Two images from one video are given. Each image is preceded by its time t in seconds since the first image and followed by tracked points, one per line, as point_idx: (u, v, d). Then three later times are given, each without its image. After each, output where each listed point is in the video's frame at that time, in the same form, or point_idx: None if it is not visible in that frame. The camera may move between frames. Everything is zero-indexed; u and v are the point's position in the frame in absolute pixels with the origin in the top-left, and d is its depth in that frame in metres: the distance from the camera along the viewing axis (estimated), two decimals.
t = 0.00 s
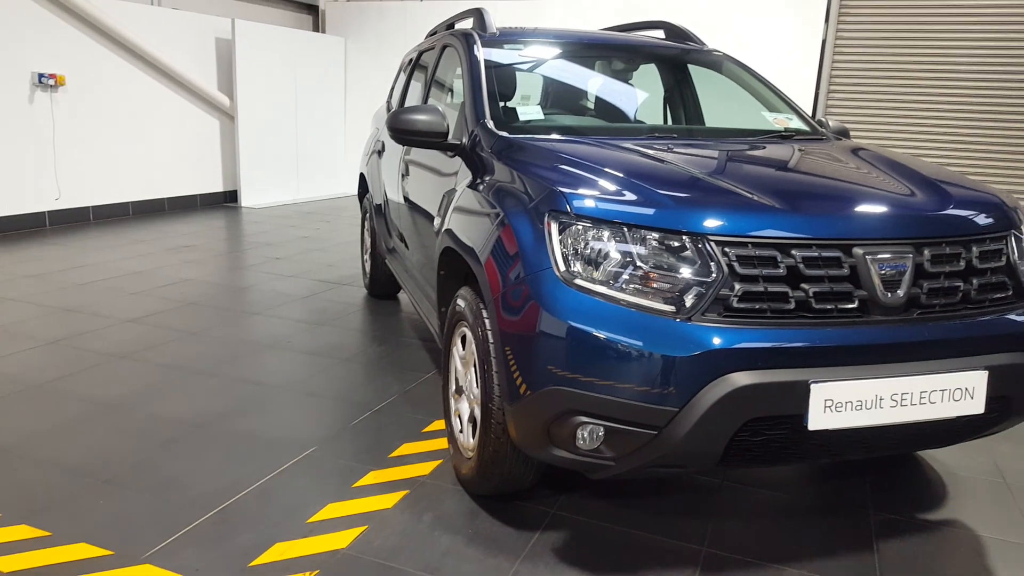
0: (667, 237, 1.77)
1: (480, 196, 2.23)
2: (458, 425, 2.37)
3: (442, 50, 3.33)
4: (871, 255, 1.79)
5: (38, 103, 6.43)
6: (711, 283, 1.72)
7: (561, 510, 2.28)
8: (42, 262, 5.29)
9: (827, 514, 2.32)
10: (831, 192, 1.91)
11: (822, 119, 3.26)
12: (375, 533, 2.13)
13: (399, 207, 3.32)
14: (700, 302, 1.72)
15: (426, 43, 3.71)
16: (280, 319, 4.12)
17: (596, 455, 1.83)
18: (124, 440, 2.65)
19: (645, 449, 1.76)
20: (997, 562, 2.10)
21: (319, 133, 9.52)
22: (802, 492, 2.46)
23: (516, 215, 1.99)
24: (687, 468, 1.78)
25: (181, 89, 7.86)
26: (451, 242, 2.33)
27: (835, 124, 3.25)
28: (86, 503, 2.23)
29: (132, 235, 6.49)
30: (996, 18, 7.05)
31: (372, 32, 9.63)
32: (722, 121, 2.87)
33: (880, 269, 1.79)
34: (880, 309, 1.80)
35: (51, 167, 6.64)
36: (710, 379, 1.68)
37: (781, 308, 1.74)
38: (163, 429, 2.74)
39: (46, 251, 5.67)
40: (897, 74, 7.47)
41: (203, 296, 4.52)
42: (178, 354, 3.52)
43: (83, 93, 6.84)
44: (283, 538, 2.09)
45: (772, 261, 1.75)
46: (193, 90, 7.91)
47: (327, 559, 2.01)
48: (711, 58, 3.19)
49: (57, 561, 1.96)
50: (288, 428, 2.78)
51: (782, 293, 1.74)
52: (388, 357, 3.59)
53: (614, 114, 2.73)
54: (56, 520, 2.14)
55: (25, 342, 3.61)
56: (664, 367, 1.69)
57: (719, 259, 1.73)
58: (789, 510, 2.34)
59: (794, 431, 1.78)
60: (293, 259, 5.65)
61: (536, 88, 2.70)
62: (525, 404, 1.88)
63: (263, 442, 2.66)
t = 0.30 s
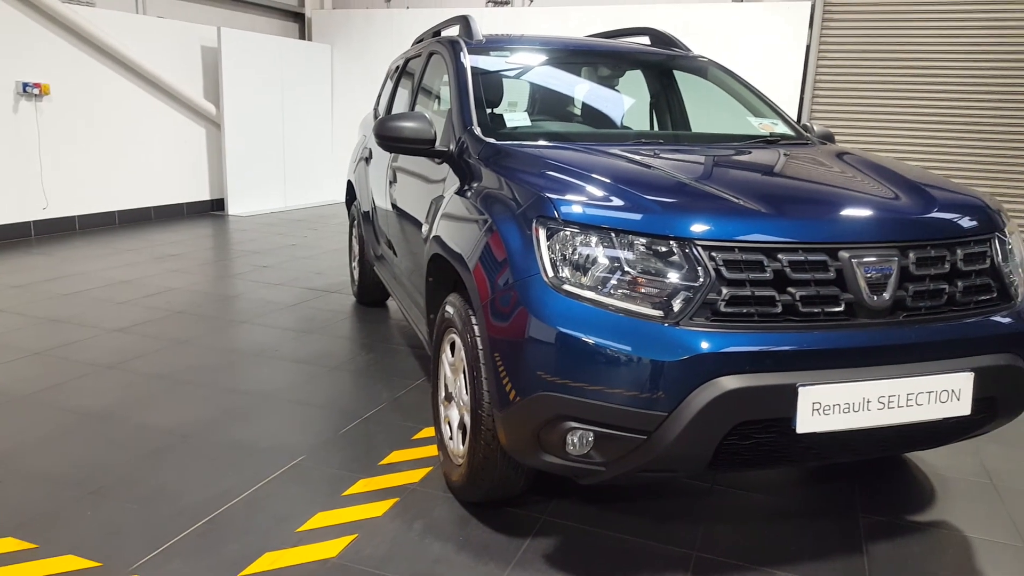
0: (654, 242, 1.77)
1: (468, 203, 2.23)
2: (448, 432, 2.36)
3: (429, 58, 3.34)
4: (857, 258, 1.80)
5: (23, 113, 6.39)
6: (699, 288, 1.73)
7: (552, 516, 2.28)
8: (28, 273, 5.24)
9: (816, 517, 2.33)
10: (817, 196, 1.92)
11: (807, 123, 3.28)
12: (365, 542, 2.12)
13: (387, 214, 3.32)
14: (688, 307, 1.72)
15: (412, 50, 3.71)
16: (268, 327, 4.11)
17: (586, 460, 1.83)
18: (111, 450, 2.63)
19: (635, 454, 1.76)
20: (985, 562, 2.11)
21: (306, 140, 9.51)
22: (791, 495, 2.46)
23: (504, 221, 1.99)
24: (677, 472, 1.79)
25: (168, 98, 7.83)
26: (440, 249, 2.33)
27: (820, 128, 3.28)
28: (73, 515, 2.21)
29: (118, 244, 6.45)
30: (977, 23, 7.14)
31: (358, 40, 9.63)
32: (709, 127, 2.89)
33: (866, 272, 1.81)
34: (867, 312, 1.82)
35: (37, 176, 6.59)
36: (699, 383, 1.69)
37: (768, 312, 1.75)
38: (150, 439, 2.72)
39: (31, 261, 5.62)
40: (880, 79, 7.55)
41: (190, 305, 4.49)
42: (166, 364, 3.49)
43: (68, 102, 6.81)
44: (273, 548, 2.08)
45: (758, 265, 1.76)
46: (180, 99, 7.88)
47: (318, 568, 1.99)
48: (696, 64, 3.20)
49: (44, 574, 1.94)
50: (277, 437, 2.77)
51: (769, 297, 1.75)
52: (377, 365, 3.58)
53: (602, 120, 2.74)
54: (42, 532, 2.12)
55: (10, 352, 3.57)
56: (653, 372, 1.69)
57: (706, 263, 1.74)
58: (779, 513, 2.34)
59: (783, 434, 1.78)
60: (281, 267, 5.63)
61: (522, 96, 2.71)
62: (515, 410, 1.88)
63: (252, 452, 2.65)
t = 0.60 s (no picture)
0: (644, 246, 1.78)
1: (458, 207, 2.23)
2: (439, 437, 2.36)
3: (418, 63, 3.34)
4: (845, 261, 1.81)
5: (11, 119, 6.35)
6: (688, 291, 1.73)
7: (543, 520, 2.28)
8: (16, 279, 5.20)
9: (806, 519, 2.34)
10: (805, 200, 1.94)
11: (795, 127, 3.30)
12: (356, 547, 2.12)
13: (376, 218, 3.31)
14: (678, 310, 1.73)
15: (401, 55, 3.71)
16: (258, 332, 4.09)
17: (576, 464, 1.83)
18: (99, 457, 2.61)
19: (626, 458, 1.77)
20: (974, 562, 2.12)
21: (296, 145, 9.49)
22: (781, 498, 2.47)
23: (494, 226, 1.99)
24: (668, 475, 1.79)
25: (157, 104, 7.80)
26: (430, 254, 2.33)
27: (807, 132, 3.29)
28: (61, 522, 2.19)
29: (107, 250, 6.41)
30: (961, 27, 7.22)
31: (347, 45, 9.63)
32: (697, 131, 2.90)
33: (854, 275, 1.82)
34: (855, 315, 1.83)
35: (25, 182, 6.55)
36: (689, 386, 1.69)
37: (757, 315, 1.76)
38: (139, 445, 2.71)
39: (18, 267, 5.58)
40: (866, 83, 7.61)
41: (179, 311, 4.47)
42: (155, 370, 3.47)
43: (56, 108, 6.77)
44: (263, 554, 2.07)
45: (747, 269, 1.76)
46: (169, 104, 7.86)
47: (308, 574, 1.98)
48: (685, 69, 3.22)
49: None
50: (266, 443, 2.76)
51: (758, 300, 1.76)
52: (367, 370, 3.57)
53: (590, 124, 2.75)
54: (30, 539, 2.10)
55: None
56: (643, 375, 1.69)
57: (695, 267, 1.74)
58: (769, 515, 2.35)
59: (772, 437, 1.79)
60: (270, 272, 5.61)
61: (512, 100, 2.71)
62: (505, 414, 1.88)
63: (241, 458, 2.63)
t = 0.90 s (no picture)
0: (634, 248, 1.78)
1: (449, 210, 2.24)
2: (431, 440, 2.36)
3: (408, 66, 3.34)
4: (834, 262, 1.82)
5: None
6: (678, 292, 1.74)
7: (536, 522, 2.28)
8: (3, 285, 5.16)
9: (798, 519, 2.35)
10: (794, 201, 1.95)
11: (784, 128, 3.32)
12: (349, 552, 2.11)
13: (367, 222, 3.31)
14: (668, 312, 1.73)
15: (391, 58, 3.71)
16: (249, 337, 4.08)
17: (568, 466, 1.83)
18: (89, 464, 2.59)
19: (618, 459, 1.77)
20: (965, 560, 2.14)
21: (285, 149, 9.46)
22: (772, 498, 2.48)
23: (485, 228, 1.99)
24: (660, 476, 1.79)
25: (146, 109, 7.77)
26: (420, 257, 2.33)
27: (796, 134, 3.31)
28: (51, 530, 2.17)
29: (96, 255, 6.37)
30: (947, 29, 7.28)
31: (337, 49, 9.62)
32: (686, 133, 2.91)
33: (843, 276, 1.83)
34: (844, 315, 1.84)
35: (13, 188, 6.51)
36: (680, 387, 1.70)
37: (748, 316, 1.77)
38: (130, 451, 2.69)
39: (6, 273, 5.53)
40: (854, 85, 7.66)
41: (169, 316, 4.45)
42: (145, 375, 3.45)
43: (43, 113, 6.72)
44: (256, 559, 2.06)
45: (737, 269, 1.77)
46: (158, 109, 7.83)
47: None
48: (674, 71, 3.23)
49: None
50: (258, 448, 2.75)
51: (748, 301, 1.76)
52: (358, 373, 3.57)
53: (580, 126, 2.76)
54: (20, 547, 2.08)
55: None
56: (635, 377, 1.70)
57: (685, 268, 1.75)
58: (761, 515, 2.36)
59: (763, 437, 1.80)
60: (261, 276, 5.59)
61: (502, 102, 2.73)
62: (497, 417, 1.88)
63: (233, 463, 2.62)
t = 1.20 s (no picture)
0: (624, 249, 1.79)
1: (439, 214, 2.24)
2: (424, 444, 2.36)
3: (396, 70, 3.34)
4: (822, 261, 1.84)
5: None
6: (669, 293, 1.74)
7: (529, 525, 2.28)
8: None
9: (791, 517, 2.36)
10: (782, 201, 1.96)
11: (772, 129, 3.33)
12: (342, 558, 2.10)
13: (357, 226, 3.31)
14: (659, 312, 1.74)
15: (379, 62, 3.71)
16: (239, 343, 4.06)
17: (562, 468, 1.84)
18: (79, 473, 2.57)
19: (611, 460, 1.77)
20: (956, 556, 2.15)
21: (274, 154, 9.44)
22: (764, 496, 2.49)
23: (475, 231, 2.00)
24: (653, 477, 1.80)
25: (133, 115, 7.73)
26: (411, 260, 2.33)
27: (784, 134, 3.33)
28: (40, 540, 2.16)
29: (83, 263, 6.33)
30: (931, 28, 7.34)
31: (325, 53, 9.60)
32: (674, 134, 2.92)
33: (832, 274, 1.84)
34: (833, 313, 1.85)
35: None
36: (672, 388, 1.71)
37: (738, 315, 1.77)
38: (120, 460, 2.67)
39: None
40: (840, 85, 7.72)
41: (158, 323, 4.42)
42: (134, 383, 3.43)
43: (28, 120, 6.68)
44: (248, 567, 2.05)
45: (726, 269, 1.78)
46: (146, 116, 7.79)
47: None
48: (662, 73, 3.25)
49: None
50: (249, 454, 2.74)
51: (738, 301, 1.77)
52: (350, 378, 3.56)
53: (569, 129, 2.77)
54: (9, 558, 2.07)
55: None
56: (627, 378, 1.71)
57: (675, 269, 1.76)
58: (754, 514, 2.37)
59: (755, 437, 1.81)
60: (250, 282, 5.57)
61: (490, 105, 2.73)
62: (489, 420, 1.88)
63: (224, 470, 2.61)
